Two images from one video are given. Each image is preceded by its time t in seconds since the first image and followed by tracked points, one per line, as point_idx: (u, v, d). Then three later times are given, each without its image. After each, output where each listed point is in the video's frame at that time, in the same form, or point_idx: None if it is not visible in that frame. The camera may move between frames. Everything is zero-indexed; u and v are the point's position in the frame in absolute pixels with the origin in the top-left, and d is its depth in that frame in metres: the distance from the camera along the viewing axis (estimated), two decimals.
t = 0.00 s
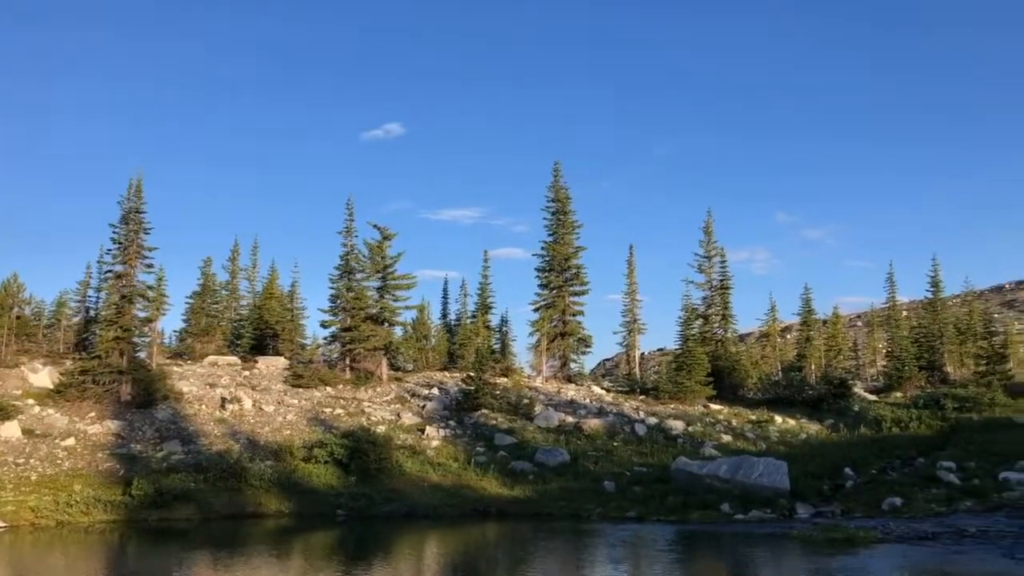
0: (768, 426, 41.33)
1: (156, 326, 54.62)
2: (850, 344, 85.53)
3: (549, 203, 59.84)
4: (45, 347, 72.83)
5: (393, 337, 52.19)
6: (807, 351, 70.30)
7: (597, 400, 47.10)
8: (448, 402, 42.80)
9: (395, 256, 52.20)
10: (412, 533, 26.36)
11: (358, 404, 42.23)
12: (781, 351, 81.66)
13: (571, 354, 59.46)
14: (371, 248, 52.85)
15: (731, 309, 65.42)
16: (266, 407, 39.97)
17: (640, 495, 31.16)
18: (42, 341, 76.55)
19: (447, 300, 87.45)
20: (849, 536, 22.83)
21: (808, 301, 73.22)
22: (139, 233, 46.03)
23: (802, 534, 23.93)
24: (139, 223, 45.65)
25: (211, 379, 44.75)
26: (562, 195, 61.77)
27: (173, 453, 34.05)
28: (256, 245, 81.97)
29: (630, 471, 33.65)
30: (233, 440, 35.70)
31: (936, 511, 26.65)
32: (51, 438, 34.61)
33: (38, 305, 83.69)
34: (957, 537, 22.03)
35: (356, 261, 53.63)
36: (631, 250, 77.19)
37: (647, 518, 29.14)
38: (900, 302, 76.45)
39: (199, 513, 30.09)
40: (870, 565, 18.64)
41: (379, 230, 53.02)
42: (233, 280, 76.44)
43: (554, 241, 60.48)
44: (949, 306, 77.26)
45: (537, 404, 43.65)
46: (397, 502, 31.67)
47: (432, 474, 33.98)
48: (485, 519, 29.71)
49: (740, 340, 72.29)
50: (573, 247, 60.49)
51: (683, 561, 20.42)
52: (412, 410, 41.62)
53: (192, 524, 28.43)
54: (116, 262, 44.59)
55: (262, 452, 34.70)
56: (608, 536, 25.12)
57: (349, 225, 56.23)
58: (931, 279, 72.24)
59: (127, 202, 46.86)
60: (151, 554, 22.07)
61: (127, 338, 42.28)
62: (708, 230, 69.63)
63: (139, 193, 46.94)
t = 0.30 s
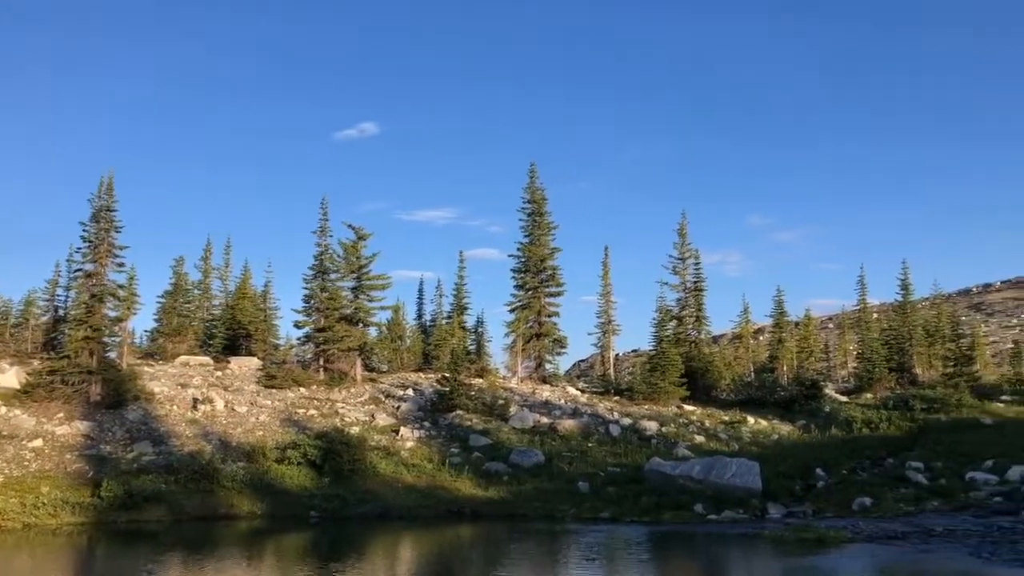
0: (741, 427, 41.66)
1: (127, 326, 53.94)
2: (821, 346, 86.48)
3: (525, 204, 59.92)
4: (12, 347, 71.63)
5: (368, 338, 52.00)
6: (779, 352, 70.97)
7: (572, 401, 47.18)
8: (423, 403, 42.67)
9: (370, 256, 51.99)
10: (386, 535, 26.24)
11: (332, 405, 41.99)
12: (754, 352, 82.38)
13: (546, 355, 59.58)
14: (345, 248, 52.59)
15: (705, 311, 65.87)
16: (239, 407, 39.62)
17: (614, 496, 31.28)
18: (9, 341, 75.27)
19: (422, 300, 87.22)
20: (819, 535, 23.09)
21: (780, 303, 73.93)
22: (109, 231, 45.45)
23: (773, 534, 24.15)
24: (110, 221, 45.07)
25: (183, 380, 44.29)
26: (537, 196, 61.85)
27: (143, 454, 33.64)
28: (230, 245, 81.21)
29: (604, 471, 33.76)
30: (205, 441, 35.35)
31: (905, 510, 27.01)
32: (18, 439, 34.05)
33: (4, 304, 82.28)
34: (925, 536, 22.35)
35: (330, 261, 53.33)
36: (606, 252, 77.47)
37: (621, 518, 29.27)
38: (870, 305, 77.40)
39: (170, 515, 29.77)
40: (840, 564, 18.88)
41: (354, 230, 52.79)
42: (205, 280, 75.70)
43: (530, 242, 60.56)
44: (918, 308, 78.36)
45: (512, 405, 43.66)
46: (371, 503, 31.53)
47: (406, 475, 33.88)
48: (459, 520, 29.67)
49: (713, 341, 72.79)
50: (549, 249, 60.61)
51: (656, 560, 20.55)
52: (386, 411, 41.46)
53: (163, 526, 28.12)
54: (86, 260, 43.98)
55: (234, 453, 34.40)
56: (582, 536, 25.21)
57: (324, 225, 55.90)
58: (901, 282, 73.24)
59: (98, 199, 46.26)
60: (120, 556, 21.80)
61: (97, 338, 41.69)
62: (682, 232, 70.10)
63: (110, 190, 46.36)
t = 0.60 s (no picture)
0: (714, 428, 41.95)
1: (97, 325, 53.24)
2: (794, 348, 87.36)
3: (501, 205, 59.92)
4: None
5: (342, 338, 51.77)
6: (752, 354, 71.58)
7: (547, 401, 47.25)
8: (398, 404, 42.50)
9: (345, 256, 51.73)
10: (360, 536, 26.10)
11: (305, 406, 41.71)
12: (728, 354, 83.01)
13: (522, 356, 59.64)
14: (320, 248, 52.27)
15: (679, 312, 66.28)
16: (211, 408, 39.24)
17: (588, 497, 31.38)
18: None
19: (398, 301, 86.94)
20: (790, 535, 23.31)
21: (753, 305, 74.55)
22: (80, 228, 44.83)
23: (746, 534, 24.34)
24: (80, 219, 44.45)
25: (154, 380, 43.79)
26: (513, 197, 61.91)
27: (113, 455, 33.19)
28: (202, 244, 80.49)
29: (578, 472, 33.85)
30: (176, 442, 34.98)
31: (875, 510, 27.38)
32: None
33: None
34: (894, 536, 22.66)
35: (304, 261, 53.01)
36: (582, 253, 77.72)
37: (595, 519, 29.37)
38: (842, 307, 78.31)
39: (141, 517, 29.41)
40: (811, 564, 19.09)
41: (328, 230, 52.50)
42: (178, 279, 74.93)
43: (506, 243, 60.57)
44: (888, 311, 79.40)
45: (487, 406, 43.64)
46: (344, 504, 31.36)
47: (380, 476, 33.75)
48: (433, 521, 29.62)
49: (687, 343, 73.22)
50: (525, 250, 60.65)
51: (630, 561, 20.67)
52: (360, 412, 41.26)
53: (133, 528, 27.78)
54: (55, 258, 43.34)
55: (206, 454, 34.06)
56: (557, 537, 25.27)
57: (298, 224, 55.58)
58: (872, 284, 74.15)
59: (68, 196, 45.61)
60: (88, 560, 21.49)
61: (66, 337, 41.10)
62: (657, 233, 70.49)
63: (81, 187, 45.73)
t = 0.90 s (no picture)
0: (687, 428, 42.24)
1: (66, 324, 52.49)
2: (766, 349, 88.20)
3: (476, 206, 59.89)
4: None
5: (316, 338, 51.49)
6: (725, 355, 72.18)
7: (521, 402, 47.34)
8: (372, 405, 42.33)
9: (320, 256, 51.44)
10: (333, 538, 25.99)
11: (278, 407, 41.41)
12: (701, 355, 83.63)
13: (497, 357, 59.68)
14: (294, 247, 51.93)
15: (653, 314, 66.67)
16: (182, 409, 38.84)
17: (562, 497, 31.46)
18: None
19: (372, 301, 86.60)
20: (762, 535, 23.52)
21: (726, 307, 75.17)
22: (49, 226, 44.18)
23: (718, 534, 24.54)
24: (50, 217, 43.82)
25: (124, 380, 43.25)
26: (489, 198, 61.91)
27: (82, 456, 32.73)
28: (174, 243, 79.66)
29: (552, 473, 33.91)
30: (147, 443, 34.58)
31: (845, 510, 27.73)
32: None
33: None
34: (864, 535, 22.95)
35: (278, 260, 52.65)
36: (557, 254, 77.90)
37: (569, 519, 29.45)
38: (813, 309, 79.19)
39: (110, 518, 29.04)
40: (783, 563, 19.29)
41: (302, 229, 52.16)
42: (149, 278, 74.07)
43: (482, 243, 60.55)
44: (859, 313, 80.41)
45: (462, 407, 43.62)
46: (317, 506, 31.17)
47: (353, 477, 33.60)
48: (406, 522, 29.56)
49: (661, 344, 73.65)
50: (500, 251, 60.68)
51: (604, 561, 20.75)
52: (334, 413, 41.04)
53: (102, 530, 27.42)
54: (23, 257, 42.67)
55: (178, 455, 33.70)
56: (531, 537, 25.32)
57: (272, 223, 55.19)
58: (843, 287, 75.03)
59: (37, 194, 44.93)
60: (57, 562, 21.23)
61: (34, 337, 40.47)
62: (632, 235, 70.89)
63: (51, 185, 45.07)
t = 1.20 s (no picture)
0: (661, 429, 42.46)
1: (34, 323, 51.64)
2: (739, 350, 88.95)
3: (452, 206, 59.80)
4: None
5: (289, 339, 51.14)
6: (698, 356, 72.69)
7: (496, 403, 47.35)
8: (345, 406, 42.11)
9: (293, 256, 51.10)
10: (305, 539, 25.81)
11: (250, 408, 41.05)
12: (675, 356, 84.12)
13: (472, 357, 59.65)
14: (267, 247, 51.55)
15: (628, 315, 66.98)
16: (153, 409, 38.41)
17: (537, 498, 31.49)
18: None
19: (347, 301, 86.14)
20: (734, 536, 23.71)
21: (700, 309, 75.69)
22: (17, 224, 43.50)
23: (691, 535, 24.70)
24: (18, 214, 43.15)
25: (94, 380, 42.65)
26: (465, 198, 61.85)
27: (50, 457, 32.21)
28: (146, 242, 78.79)
29: (527, 473, 33.92)
30: (117, 444, 34.13)
31: (816, 511, 28.05)
32: None
33: None
34: (834, 535, 23.22)
35: (251, 260, 52.23)
36: (532, 255, 78.00)
37: (543, 520, 29.49)
38: (785, 311, 79.97)
39: (79, 520, 28.63)
40: (754, 563, 19.45)
41: (276, 229, 51.81)
42: (120, 277, 73.18)
43: (457, 244, 60.48)
44: (830, 315, 81.33)
45: (436, 407, 43.53)
46: (290, 507, 30.93)
47: (327, 478, 33.40)
48: (380, 523, 29.43)
49: (635, 345, 73.96)
50: (476, 252, 60.64)
51: (578, 562, 20.82)
52: (307, 414, 40.78)
53: (71, 532, 27.02)
54: None
55: (148, 456, 33.30)
56: (505, 538, 25.33)
57: (245, 222, 54.77)
58: (815, 289, 75.85)
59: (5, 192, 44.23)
60: (23, 565, 20.87)
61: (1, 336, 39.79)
62: (607, 237, 71.20)
63: (19, 182, 44.38)
